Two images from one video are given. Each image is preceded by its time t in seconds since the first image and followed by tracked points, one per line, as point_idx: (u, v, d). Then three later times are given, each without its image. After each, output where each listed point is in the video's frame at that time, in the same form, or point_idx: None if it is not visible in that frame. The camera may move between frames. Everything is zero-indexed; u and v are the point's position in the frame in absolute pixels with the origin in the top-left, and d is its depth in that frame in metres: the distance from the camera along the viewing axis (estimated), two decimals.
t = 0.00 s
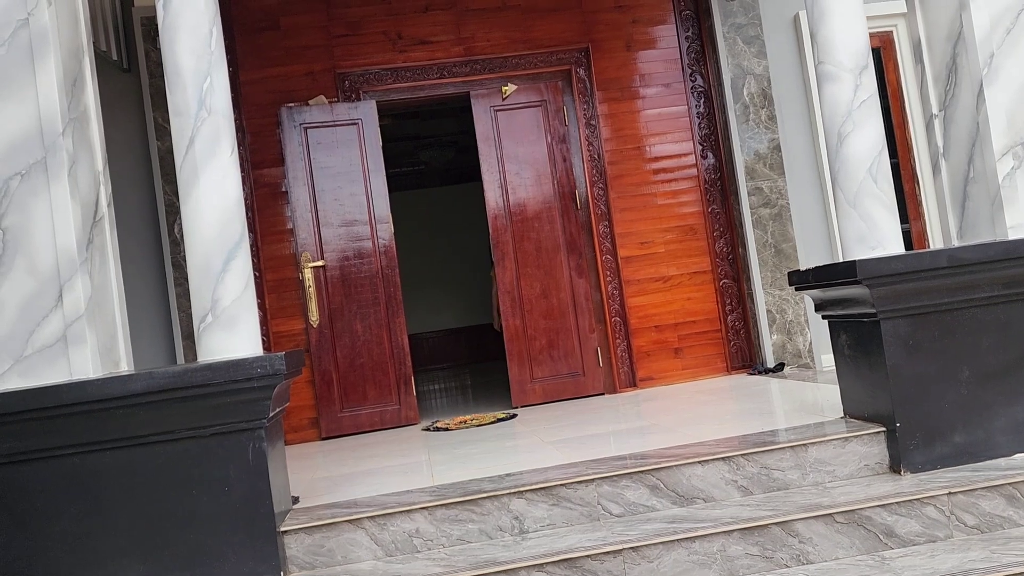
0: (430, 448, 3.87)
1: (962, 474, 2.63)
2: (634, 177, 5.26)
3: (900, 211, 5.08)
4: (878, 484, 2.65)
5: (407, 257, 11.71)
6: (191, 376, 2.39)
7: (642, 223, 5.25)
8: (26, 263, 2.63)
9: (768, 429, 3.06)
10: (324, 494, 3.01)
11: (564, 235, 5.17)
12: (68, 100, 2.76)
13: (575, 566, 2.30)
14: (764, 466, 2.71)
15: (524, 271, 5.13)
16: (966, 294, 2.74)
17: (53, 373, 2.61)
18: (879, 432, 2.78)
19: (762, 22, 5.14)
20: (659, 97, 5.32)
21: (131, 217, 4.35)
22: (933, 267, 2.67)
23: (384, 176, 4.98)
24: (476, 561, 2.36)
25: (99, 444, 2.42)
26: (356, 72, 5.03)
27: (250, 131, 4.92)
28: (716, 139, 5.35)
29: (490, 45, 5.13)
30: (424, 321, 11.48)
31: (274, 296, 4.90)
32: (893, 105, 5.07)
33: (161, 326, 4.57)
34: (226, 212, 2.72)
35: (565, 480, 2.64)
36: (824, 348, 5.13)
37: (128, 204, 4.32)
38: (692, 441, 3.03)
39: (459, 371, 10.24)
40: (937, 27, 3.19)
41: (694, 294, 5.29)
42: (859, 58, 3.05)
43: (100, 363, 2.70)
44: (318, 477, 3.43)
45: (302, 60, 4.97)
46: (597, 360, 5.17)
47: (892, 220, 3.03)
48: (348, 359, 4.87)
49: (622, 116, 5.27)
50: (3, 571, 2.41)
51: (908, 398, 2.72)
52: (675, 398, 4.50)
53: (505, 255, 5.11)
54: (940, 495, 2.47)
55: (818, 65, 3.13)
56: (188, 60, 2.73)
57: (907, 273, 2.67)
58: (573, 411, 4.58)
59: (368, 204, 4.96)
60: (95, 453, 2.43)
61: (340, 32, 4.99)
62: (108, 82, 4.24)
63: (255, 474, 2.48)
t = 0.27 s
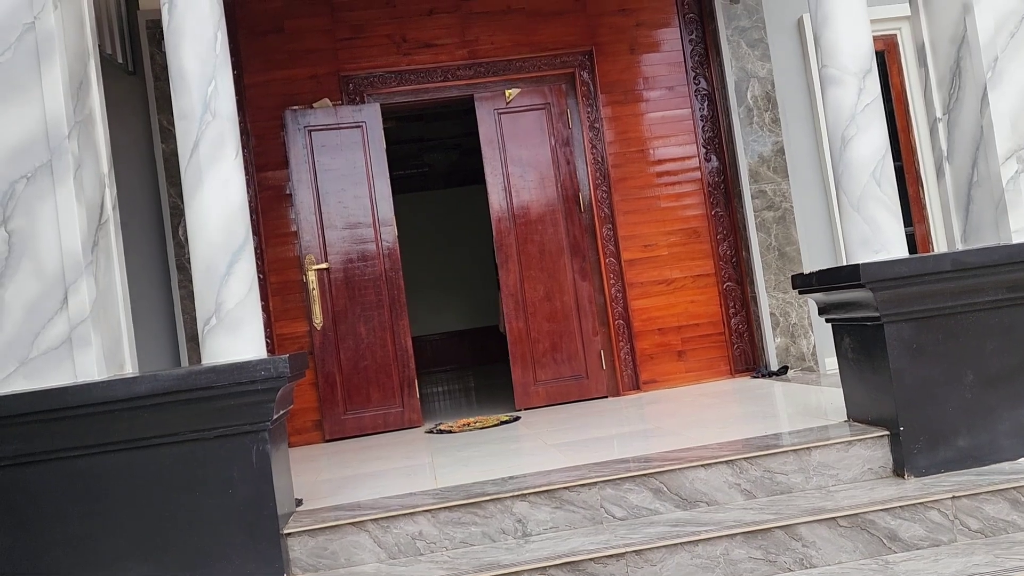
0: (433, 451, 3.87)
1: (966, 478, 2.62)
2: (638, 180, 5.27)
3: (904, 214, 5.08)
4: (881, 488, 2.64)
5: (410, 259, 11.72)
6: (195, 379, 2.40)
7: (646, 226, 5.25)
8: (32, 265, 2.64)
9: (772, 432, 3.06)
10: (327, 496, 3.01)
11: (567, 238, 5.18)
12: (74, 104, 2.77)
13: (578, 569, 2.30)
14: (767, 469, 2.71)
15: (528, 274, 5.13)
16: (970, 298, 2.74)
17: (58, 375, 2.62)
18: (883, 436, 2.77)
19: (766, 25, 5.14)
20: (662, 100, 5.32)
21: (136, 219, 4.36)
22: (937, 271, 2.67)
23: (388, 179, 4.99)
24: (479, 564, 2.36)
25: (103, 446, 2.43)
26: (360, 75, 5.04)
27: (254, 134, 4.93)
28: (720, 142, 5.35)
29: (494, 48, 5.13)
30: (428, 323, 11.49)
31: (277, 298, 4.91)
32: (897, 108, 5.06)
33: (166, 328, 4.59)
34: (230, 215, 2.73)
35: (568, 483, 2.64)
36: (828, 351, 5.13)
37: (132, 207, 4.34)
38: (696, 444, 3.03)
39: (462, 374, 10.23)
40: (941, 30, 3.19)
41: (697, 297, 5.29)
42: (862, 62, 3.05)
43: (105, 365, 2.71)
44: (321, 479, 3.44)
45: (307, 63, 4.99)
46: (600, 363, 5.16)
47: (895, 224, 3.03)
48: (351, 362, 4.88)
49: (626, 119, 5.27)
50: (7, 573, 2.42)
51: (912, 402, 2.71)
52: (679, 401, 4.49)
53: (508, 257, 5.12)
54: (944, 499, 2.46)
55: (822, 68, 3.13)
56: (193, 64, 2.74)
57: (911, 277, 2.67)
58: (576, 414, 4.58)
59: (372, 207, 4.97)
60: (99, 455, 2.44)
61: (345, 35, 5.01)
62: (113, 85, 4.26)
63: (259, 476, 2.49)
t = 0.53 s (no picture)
0: (436, 450, 3.88)
1: (970, 478, 2.62)
2: (641, 180, 5.26)
3: (908, 214, 5.07)
4: (885, 487, 2.64)
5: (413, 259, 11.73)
6: (199, 377, 2.41)
7: (649, 225, 5.25)
8: (36, 264, 2.65)
9: (775, 432, 3.06)
10: (331, 495, 3.02)
11: (570, 238, 5.18)
12: (79, 103, 2.78)
13: (581, 568, 2.30)
14: (770, 469, 2.71)
15: (531, 273, 5.13)
16: (974, 297, 2.73)
17: (63, 374, 2.63)
18: (886, 435, 2.77)
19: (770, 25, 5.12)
20: (665, 99, 5.32)
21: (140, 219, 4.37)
22: (941, 270, 2.66)
23: (391, 178, 4.99)
24: (482, 562, 2.36)
25: (107, 445, 2.43)
26: (364, 75, 5.05)
27: (258, 133, 4.94)
28: (723, 142, 5.35)
29: (497, 48, 5.14)
30: (431, 323, 11.49)
31: (281, 297, 4.91)
32: (901, 107, 5.06)
33: (170, 327, 4.60)
34: (234, 214, 2.73)
35: (572, 483, 2.64)
36: (831, 351, 5.06)
37: (137, 206, 4.35)
38: (699, 444, 3.03)
39: (466, 373, 10.24)
40: (944, 30, 3.19)
41: (701, 296, 5.29)
42: (866, 62, 3.05)
43: (109, 364, 2.71)
44: (324, 478, 3.44)
45: (310, 62, 4.99)
46: (603, 362, 5.17)
47: (899, 223, 3.02)
48: (355, 361, 4.89)
49: (629, 119, 5.27)
50: (12, 571, 2.43)
51: (915, 401, 2.71)
52: (682, 401, 4.49)
53: (511, 257, 5.12)
54: (947, 498, 2.46)
55: (825, 68, 3.13)
56: (197, 64, 2.75)
57: (914, 277, 2.66)
58: (579, 413, 4.58)
59: (375, 206, 4.97)
60: (103, 453, 2.44)
61: (348, 35, 5.01)
62: (117, 85, 4.27)
63: (263, 475, 2.49)
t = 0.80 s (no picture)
0: (438, 449, 3.88)
1: (971, 477, 2.62)
2: (642, 179, 5.26)
3: (910, 212, 5.07)
4: (886, 486, 2.64)
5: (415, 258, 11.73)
6: (201, 377, 2.41)
7: (650, 224, 5.25)
8: (38, 264, 2.66)
9: (776, 431, 3.06)
10: (333, 494, 3.02)
11: (572, 237, 5.18)
12: (80, 104, 2.78)
13: (583, 566, 2.30)
14: (772, 468, 2.71)
15: (532, 272, 5.14)
16: (975, 296, 2.73)
17: (65, 374, 2.63)
18: (888, 434, 2.77)
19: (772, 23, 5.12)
20: (667, 98, 5.32)
21: (142, 219, 4.37)
22: (942, 269, 2.66)
23: (393, 178, 5.00)
24: (484, 561, 2.37)
25: (109, 445, 2.44)
26: (365, 75, 5.05)
27: (260, 133, 4.94)
28: (724, 141, 5.35)
29: (499, 47, 5.14)
30: (433, 322, 11.50)
31: (283, 297, 4.92)
32: (903, 106, 5.05)
33: (172, 327, 4.60)
34: (236, 214, 2.74)
35: (573, 482, 2.64)
36: (832, 349, 5.06)
37: (139, 206, 4.36)
38: (700, 443, 3.03)
39: (468, 373, 10.24)
40: (946, 28, 3.18)
41: (703, 295, 5.29)
42: (867, 60, 3.04)
43: (111, 364, 2.72)
44: (326, 477, 3.45)
45: (312, 62, 5.00)
46: (605, 361, 5.17)
47: (901, 222, 3.02)
48: (356, 360, 4.89)
49: (631, 118, 5.27)
50: (15, 570, 2.44)
51: (917, 400, 2.71)
52: (684, 400, 4.49)
53: (513, 256, 5.13)
54: (949, 497, 2.46)
55: (827, 67, 3.13)
56: (198, 64, 2.75)
57: (916, 275, 2.66)
58: (581, 412, 4.58)
59: (377, 206, 4.98)
60: (106, 453, 2.45)
61: (350, 34, 5.01)
62: (119, 84, 4.28)
63: (265, 474, 2.50)
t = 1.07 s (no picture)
0: (439, 449, 3.88)
1: (972, 474, 2.62)
2: (642, 178, 5.26)
3: (910, 210, 5.07)
4: (886, 484, 2.64)
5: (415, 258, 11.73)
6: (201, 377, 2.41)
7: (650, 223, 5.25)
8: (39, 265, 2.66)
9: (777, 429, 3.06)
10: (334, 494, 3.03)
11: (572, 236, 5.18)
12: (80, 104, 2.79)
13: (583, 565, 2.31)
14: (772, 466, 2.71)
15: (532, 272, 5.14)
16: (975, 293, 2.73)
17: (66, 375, 2.64)
18: (888, 432, 2.77)
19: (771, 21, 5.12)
20: (667, 97, 5.32)
21: (142, 219, 4.38)
22: (942, 267, 2.66)
23: (392, 178, 5.00)
24: (485, 560, 2.37)
25: (111, 445, 2.44)
26: (365, 74, 5.05)
27: (259, 133, 4.94)
28: (724, 139, 5.35)
29: (498, 46, 5.14)
30: (433, 322, 11.50)
31: (283, 296, 4.93)
32: (903, 104, 5.05)
33: (172, 327, 4.61)
34: (236, 215, 2.74)
35: (574, 481, 2.64)
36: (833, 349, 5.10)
37: (139, 207, 4.36)
38: (700, 441, 3.03)
39: (469, 372, 10.24)
40: (944, 26, 3.19)
41: (703, 294, 5.29)
42: (866, 58, 3.04)
43: (112, 364, 2.72)
44: (328, 477, 3.45)
45: (311, 62, 5.00)
46: (606, 360, 5.17)
47: (900, 220, 3.02)
48: (357, 360, 4.89)
49: (631, 117, 5.27)
50: (17, 571, 2.44)
51: (917, 398, 2.71)
52: (685, 398, 4.49)
53: (513, 255, 5.13)
54: (949, 495, 2.46)
55: (826, 65, 3.13)
56: (197, 64, 2.75)
57: (915, 273, 2.66)
58: (582, 411, 4.58)
59: (377, 205, 4.98)
60: (107, 453, 2.45)
61: (349, 34, 5.01)
62: (119, 85, 4.28)
63: (266, 474, 2.50)
